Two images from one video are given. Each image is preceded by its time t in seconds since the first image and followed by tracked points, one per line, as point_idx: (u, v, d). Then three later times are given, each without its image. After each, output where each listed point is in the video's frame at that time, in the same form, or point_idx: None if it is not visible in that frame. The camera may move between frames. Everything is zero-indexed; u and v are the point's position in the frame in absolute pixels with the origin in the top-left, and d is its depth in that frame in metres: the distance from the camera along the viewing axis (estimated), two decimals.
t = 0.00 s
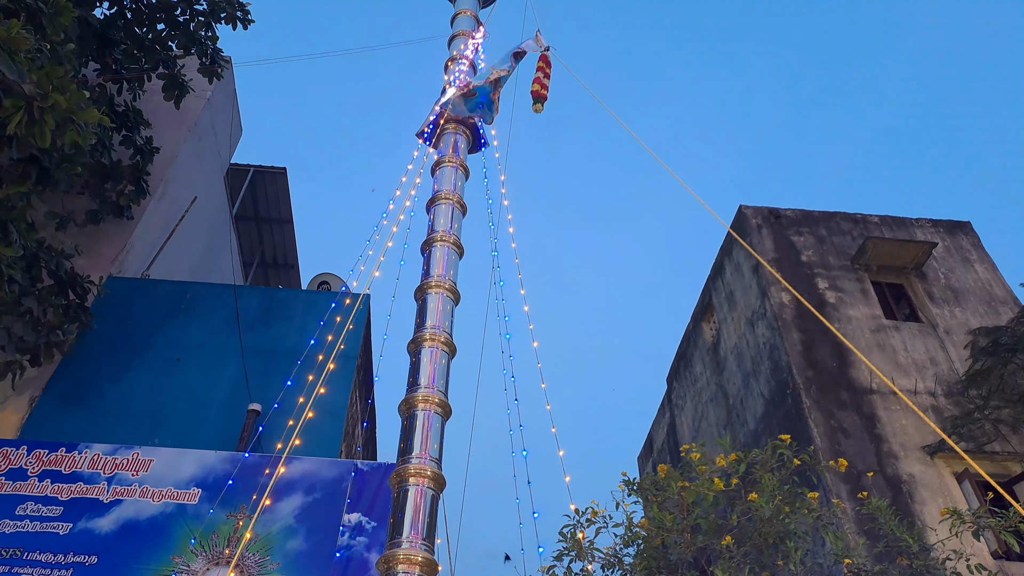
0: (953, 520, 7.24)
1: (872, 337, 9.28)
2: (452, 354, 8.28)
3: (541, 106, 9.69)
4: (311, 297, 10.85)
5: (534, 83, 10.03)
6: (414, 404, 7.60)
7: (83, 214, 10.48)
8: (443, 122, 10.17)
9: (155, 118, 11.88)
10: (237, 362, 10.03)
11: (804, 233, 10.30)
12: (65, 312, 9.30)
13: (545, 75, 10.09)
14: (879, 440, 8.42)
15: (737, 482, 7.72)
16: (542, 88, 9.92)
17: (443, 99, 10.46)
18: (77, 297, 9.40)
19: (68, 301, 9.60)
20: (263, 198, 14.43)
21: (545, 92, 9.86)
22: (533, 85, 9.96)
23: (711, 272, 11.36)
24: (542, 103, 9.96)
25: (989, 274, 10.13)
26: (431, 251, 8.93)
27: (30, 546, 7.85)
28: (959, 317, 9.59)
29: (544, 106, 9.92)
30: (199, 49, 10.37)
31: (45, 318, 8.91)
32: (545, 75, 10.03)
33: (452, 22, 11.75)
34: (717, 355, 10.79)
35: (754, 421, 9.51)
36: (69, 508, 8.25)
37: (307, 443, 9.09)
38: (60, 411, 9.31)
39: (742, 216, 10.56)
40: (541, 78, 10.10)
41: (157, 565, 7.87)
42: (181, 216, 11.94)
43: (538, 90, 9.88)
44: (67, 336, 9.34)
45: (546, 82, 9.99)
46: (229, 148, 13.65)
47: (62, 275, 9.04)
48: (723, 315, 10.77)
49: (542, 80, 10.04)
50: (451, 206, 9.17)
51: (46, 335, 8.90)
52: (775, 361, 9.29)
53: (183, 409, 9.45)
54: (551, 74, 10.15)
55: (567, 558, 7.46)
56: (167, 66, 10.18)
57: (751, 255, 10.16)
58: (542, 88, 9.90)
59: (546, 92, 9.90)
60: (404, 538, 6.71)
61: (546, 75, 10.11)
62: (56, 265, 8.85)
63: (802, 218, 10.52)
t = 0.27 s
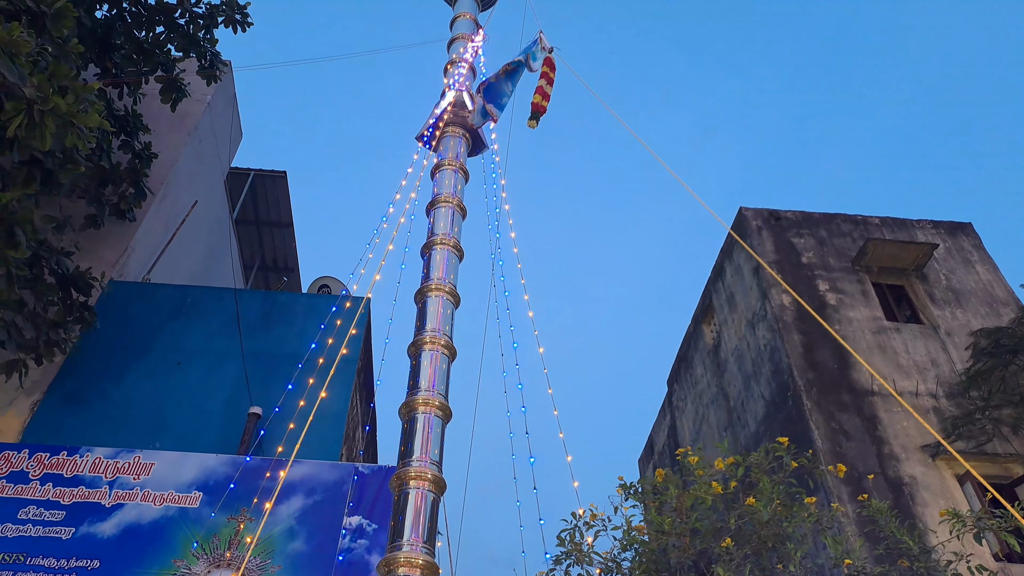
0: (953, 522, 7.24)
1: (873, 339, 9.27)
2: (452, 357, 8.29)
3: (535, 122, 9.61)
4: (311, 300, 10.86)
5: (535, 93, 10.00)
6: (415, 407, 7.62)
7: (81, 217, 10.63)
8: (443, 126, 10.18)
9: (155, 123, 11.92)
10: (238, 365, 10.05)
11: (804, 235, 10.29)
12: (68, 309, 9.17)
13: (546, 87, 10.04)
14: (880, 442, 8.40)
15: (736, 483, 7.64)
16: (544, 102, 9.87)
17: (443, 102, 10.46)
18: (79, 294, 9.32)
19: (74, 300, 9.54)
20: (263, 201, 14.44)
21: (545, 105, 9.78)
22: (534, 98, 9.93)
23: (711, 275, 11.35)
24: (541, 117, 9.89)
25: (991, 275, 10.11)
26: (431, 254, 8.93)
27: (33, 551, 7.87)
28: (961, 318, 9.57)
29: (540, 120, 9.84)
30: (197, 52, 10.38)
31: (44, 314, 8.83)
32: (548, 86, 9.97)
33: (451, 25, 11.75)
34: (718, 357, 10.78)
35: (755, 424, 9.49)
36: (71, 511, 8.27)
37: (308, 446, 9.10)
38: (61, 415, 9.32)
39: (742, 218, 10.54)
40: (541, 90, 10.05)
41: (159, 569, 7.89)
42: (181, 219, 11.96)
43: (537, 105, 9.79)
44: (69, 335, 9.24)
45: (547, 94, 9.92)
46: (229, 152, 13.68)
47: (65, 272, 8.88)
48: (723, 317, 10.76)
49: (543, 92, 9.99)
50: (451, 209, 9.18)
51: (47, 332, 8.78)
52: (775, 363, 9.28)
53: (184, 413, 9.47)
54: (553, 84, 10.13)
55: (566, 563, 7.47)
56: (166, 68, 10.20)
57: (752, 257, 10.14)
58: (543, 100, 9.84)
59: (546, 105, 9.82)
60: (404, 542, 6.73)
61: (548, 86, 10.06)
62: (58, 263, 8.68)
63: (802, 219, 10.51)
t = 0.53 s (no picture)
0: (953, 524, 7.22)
1: (874, 341, 9.25)
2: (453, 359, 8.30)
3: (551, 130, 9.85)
4: (312, 302, 10.87)
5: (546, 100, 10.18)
6: (415, 408, 7.64)
7: (85, 215, 10.63)
8: (444, 127, 10.18)
9: (157, 124, 11.94)
10: (239, 366, 10.06)
11: (806, 236, 10.27)
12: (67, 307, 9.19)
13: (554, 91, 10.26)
14: (882, 444, 8.39)
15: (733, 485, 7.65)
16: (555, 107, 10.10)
17: (444, 103, 10.46)
18: (79, 292, 9.29)
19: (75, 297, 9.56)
20: (265, 202, 14.46)
21: (556, 110, 10.01)
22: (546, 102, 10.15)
23: (712, 276, 11.34)
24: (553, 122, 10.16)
25: (993, 277, 10.08)
26: (431, 256, 8.94)
27: (34, 551, 7.89)
28: (963, 320, 9.55)
29: (553, 126, 10.11)
30: (199, 52, 10.37)
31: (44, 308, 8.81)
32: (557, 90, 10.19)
33: (452, 26, 11.76)
34: (719, 359, 10.77)
35: (756, 426, 9.48)
36: (72, 512, 8.29)
37: (309, 448, 9.11)
38: (62, 415, 9.34)
39: (743, 220, 10.52)
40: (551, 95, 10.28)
41: (160, 570, 7.91)
42: (183, 220, 11.97)
43: (549, 110, 10.04)
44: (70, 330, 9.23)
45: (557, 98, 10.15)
46: (230, 153, 13.69)
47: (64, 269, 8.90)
48: (724, 319, 10.75)
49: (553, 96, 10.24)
50: (451, 211, 9.19)
51: (45, 326, 8.76)
52: (776, 365, 9.27)
53: (185, 414, 9.48)
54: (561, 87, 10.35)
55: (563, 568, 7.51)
56: (168, 68, 10.24)
57: (753, 259, 10.12)
58: (554, 105, 10.07)
59: (557, 110, 10.06)
60: (405, 543, 6.76)
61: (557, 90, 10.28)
62: (58, 261, 8.69)
63: (804, 221, 10.49)
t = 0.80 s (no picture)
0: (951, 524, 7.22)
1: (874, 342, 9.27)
2: (453, 359, 8.30)
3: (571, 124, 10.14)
4: (312, 302, 10.86)
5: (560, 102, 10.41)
6: (416, 409, 7.64)
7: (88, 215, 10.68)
8: (444, 128, 10.18)
9: (157, 124, 11.94)
10: (239, 367, 10.05)
11: (806, 237, 10.27)
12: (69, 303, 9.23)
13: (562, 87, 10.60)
14: (882, 445, 8.40)
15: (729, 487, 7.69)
16: (566, 101, 10.46)
17: (445, 104, 10.46)
18: (82, 288, 9.31)
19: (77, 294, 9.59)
20: (265, 203, 14.45)
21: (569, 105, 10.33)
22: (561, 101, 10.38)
23: (713, 277, 11.34)
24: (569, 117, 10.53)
25: (992, 278, 10.09)
26: (432, 257, 8.94)
27: (35, 552, 7.88)
28: (962, 321, 9.55)
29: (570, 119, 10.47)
30: (200, 52, 10.35)
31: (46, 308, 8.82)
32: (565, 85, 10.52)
33: (453, 27, 11.76)
34: (719, 360, 10.76)
35: (756, 426, 9.48)
36: (72, 513, 8.28)
37: (309, 448, 9.11)
38: (62, 417, 9.33)
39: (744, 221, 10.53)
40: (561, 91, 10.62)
41: (160, 570, 7.90)
42: (183, 221, 11.96)
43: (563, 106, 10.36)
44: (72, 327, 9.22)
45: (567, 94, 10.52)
46: (231, 153, 13.69)
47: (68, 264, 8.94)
48: (724, 320, 10.76)
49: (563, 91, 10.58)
50: (452, 211, 9.19)
51: (47, 325, 8.75)
52: (777, 366, 9.28)
53: (185, 415, 9.47)
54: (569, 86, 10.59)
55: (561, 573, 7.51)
56: (168, 68, 10.24)
57: (754, 260, 10.12)
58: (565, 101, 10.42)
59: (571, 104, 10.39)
60: (405, 543, 6.77)
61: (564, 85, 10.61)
62: (61, 256, 8.74)
63: (804, 222, 10.49)
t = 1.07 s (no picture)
0: (951, 525, 7.22)
1: (874, 342, 9.28)
2: (454, 360, 8.31)
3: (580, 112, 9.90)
4: (312, 303, 10.86)
5: (566, 90, 10.20)
6: (416, 410, 7.65)
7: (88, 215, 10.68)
8: (444, 129, 10.18)
9: (157, 125, 11.94)
10: (239, 368, 10.05)
11: (807, 238, 10.27)
12: (77, 302, 9.25)
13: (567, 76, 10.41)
14: (882, 445, 8.40)
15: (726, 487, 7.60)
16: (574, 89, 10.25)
17: (444, 105, 10.46)
18: (87, 286, 9.32)
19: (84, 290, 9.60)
20: (265, 204, 14.45)
21: (576, 94, 10.12)
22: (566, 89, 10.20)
23: (713, 278, 11.33)
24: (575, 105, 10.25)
25: (992, 278, 10.09)
26: (432, 258, 8.94)
27: (35, 555, 7.88)
28: (962, 321, 9.56)
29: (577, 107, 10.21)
30: (199, 55, 10.32)
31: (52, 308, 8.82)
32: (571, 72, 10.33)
33: (452, 28, 11.76)
34: (719, 360, 10.76)
35: (757, 427, 9.49)
36: (73, 515, 8.28)
37: (310, 449, 9.10)
38: (62, 418, 9.32)
39: (744, 221, 10.53)
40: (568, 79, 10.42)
41: (161, 572, 7.90)
42: (183, 222, 11.95)
43: (570, 94, 10.16)
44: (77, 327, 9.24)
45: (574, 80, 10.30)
46: (231, 154, 13.69)
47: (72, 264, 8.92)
48: (724, 320, 10.76)
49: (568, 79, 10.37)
50: (452, 212, 9.19)
51: (53, 326, 8.76)
52: (777, 366, 9.28)
53: (186, 416, 9.47)
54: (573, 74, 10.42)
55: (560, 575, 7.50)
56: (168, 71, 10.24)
57: (754, 261, 10.11)
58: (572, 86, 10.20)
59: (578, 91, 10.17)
60: (405, 544, 6.78)
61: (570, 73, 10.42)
62: (65, 255, 8.71)
63: (804, 222, 10.49)
